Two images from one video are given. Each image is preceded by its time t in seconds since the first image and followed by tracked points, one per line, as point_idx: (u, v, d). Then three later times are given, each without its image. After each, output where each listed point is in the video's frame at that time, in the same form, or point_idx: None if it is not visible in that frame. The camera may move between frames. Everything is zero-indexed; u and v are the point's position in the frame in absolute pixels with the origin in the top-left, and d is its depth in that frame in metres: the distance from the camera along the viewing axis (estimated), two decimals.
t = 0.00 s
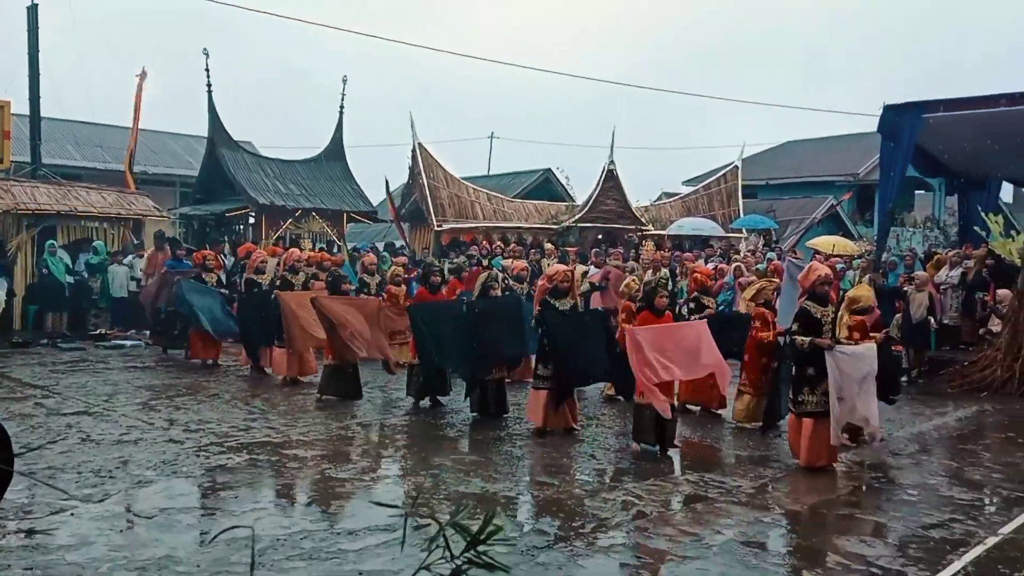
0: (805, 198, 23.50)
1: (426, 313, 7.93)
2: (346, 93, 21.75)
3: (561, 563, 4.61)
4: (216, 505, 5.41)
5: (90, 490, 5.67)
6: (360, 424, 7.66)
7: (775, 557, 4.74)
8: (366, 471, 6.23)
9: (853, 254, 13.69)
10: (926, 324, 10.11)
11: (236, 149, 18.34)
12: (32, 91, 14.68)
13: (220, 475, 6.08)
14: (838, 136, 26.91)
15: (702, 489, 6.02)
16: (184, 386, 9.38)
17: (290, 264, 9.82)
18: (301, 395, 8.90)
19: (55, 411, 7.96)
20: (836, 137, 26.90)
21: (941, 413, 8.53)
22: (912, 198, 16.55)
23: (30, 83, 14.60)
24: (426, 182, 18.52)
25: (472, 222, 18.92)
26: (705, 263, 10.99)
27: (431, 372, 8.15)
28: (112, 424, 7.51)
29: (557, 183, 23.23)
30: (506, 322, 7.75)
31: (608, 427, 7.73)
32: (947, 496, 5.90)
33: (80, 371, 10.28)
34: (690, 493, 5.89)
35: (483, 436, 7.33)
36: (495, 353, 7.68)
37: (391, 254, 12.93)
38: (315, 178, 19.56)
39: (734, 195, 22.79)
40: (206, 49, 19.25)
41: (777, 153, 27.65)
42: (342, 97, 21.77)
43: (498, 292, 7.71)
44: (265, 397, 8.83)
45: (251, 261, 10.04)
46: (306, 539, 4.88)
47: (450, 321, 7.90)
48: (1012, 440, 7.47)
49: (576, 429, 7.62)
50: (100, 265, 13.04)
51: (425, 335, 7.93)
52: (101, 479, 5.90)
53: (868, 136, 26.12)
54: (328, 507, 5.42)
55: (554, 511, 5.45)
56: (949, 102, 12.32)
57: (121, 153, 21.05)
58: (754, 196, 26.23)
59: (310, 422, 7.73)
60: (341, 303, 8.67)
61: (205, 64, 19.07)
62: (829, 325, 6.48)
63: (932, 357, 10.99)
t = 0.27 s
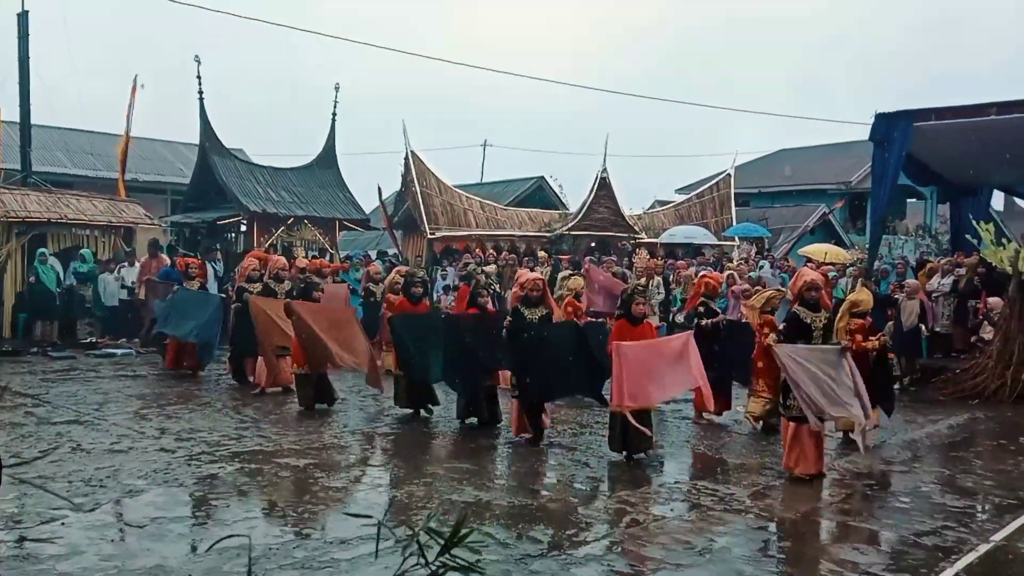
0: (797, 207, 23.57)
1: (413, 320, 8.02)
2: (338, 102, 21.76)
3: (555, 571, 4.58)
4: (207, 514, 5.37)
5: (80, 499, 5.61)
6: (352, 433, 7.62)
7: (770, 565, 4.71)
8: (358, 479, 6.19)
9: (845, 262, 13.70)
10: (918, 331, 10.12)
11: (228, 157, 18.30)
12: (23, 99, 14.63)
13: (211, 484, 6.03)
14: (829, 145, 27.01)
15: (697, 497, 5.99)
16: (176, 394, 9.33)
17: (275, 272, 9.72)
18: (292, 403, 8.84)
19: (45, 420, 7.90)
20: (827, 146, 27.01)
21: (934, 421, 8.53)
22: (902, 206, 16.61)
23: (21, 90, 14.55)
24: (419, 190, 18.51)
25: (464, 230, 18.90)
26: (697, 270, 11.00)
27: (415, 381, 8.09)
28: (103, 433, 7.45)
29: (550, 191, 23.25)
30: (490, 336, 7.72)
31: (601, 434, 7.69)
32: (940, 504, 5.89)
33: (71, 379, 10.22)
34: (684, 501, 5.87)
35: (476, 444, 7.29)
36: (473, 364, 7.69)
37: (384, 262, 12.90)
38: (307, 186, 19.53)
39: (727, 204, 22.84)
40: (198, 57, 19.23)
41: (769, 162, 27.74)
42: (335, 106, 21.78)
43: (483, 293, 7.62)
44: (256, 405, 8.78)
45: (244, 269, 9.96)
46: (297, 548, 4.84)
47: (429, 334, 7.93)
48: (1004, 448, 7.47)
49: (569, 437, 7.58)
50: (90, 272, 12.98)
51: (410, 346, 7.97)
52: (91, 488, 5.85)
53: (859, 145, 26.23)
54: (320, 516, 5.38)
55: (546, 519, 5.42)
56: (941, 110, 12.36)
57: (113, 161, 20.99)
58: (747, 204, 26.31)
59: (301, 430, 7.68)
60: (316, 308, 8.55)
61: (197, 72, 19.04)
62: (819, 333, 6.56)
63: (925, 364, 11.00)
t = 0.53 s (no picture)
0: (794, 213, 23.62)
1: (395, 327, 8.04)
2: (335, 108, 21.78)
3: None
4: (204, 521, 5.36)
5: (77, 506, 5.60)
6: (349, 439, 7.61)
7: (767, 571, 4.72)
8: (355, 486, 6.18)
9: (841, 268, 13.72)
10: (914, 337, 10.13)
11: (225, 163, 18.31)
12: (20, 104, 14.62)
13: (208, 490, 6.02)
14: (825, 151, 27.09)
15: (694, 503, 5.99)
16: (173, 400, 9.32)
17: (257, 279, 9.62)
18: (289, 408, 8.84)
19: (41, 427, 7.88)
20: (823, 152, 27.08)
21: (931, 426, 8.54)
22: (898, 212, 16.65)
23: (18, 95, 14.55)
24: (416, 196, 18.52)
25: (461, 236, 18.91)
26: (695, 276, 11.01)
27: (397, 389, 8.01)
28: (99, 439, 7.44)
29: (547, 197, 23.28)
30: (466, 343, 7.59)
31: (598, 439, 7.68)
32: (937, 509, 5.90)
33: (67, 386, 10.21)
34: (681, 507, 5.87)
35: (472, 450, 7.27)
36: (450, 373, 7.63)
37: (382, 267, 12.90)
38: (304, 192, 19.53)
39: (723, 209, 22.89)
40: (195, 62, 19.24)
41: (766, 168, 27.82)
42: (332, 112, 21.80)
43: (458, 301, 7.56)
44: (253, 411, 8.77)
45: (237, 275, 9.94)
46: (295, 554, 4.83)
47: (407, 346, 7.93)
48: (1001, 453, 7.48)
49: (566, 443, 7.57)
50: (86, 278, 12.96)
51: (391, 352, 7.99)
52: (88, 495, 5.84)
53: (855, 151, 26.31)
54: (317, 521, 5.38)
55: (543, 524, 5.42)
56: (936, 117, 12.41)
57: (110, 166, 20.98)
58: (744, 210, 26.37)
59: (298, 436, 7.67)
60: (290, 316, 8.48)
61: (194, 78, 19.05)
62: (802, 341, 6.45)
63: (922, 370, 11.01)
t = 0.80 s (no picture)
0: (791, 217, 23.66)
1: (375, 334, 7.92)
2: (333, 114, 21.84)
3: None
4: (203, 526, 5.36)
5: (75, 512, 5.60)
6: (347, 445, 7.60)
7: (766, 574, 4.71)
8: (354, 491, 6.18)
9: (839, 271, 13.70)
10: (913, 341, 10.14)
11: (224, 169, 18.33)
12: (19, 111, 14.64)
13: (206, 496, 6.02)
14: (822, 156, 27.15)
15: (692, 507, 5.99)
16: (170, 406, 9.31)
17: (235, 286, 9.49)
18: (288, 414, 8.83)
19: (40, 432, 7.87)
20: (820, 157, 27.15)
21: (929, 430, 8.55)
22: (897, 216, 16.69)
23: (17, 102, 14.57)
24: (414, 201, 18.55)
25: (460, 241, 18.94)
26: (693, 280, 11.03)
27: (376, 395, 7.88)
28: (97, 445, 7.44)
29: (545, 202, 23.32)
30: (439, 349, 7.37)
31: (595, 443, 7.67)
32: (936, 513, 5.90)
33: (66, 392, 10.20)
34: (680, 512, 5.87)
35: (469, 456, 7.25)
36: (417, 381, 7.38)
37: (380, 273, 12.93)
38: (303, 197, 19.55)
39: (721, 214, 22.94)
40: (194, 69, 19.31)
41: (763, 173, 27.88)
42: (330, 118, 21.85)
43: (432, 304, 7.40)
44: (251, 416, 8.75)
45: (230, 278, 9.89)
46: (294, 560, 4.83)
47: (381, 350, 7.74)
48: (1000, 457, 7.49)
49: (562, 449, 7.55)
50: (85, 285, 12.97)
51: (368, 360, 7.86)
52: (86, 500, 5.84)
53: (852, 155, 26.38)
54: (316, 527, 5.38)
55: (542, 529, 5.42)
56: (933, 122, 12.44)
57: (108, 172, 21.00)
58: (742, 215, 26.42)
59: (297, 442, 7.67)
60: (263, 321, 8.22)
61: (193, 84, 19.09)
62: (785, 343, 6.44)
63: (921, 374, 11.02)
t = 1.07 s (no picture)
0: (791, 218, 23.70)
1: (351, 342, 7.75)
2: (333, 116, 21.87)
3: None
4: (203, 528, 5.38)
5: (77, 514, 5.62)
6: (348, 446, 7.61)
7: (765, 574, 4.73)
8: (354, 493, 6.19)
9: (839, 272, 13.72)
10: (912, 340, 10.15)
11: (224, 171, 18.35)
12: (20, 115, 14.68)
13: (207, 498, 6.03)
14: (821, 157, 27.19)
15: (692, 507, 6.01)
16: (171, 408, 9.33)
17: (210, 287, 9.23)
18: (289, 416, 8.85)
19: (41, 435, 7.89)
20: (819, 158, 27.18)
21: (929, 430, 8.56)
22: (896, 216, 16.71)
23: (17, 105, 14.60)
24: (414, 203, 18.58)
25: (460, 242, 18.97)
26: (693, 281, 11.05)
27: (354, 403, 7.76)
28: (98, 448, 7.45)
29: (545, 204, 23.35)
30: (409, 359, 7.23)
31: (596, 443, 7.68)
32: (936, 512, 5.92)
33: (67, 394, 10.22)
34: (679, 512, 5.88)
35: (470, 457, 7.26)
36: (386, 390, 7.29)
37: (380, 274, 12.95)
38: (303, 200, 19.56)
39: (721, 215, 22.97)
40: (194, 72, 19.33)
41: (762, 173, 27.91)
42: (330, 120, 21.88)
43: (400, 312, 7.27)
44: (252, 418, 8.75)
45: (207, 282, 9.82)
46: (295, 561, 4.84)
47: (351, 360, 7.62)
48: (999, 456, 7.50)
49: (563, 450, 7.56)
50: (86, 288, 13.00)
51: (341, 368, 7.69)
52: (88, 503, 5.86)
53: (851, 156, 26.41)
54: (317, 528, 5.40)
55: (541, 530, 5.44)
56: (932, 121, 12.46)
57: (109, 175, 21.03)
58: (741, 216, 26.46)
59: (298, 444, 7.68)
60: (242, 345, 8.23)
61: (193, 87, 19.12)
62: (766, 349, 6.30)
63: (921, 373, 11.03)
